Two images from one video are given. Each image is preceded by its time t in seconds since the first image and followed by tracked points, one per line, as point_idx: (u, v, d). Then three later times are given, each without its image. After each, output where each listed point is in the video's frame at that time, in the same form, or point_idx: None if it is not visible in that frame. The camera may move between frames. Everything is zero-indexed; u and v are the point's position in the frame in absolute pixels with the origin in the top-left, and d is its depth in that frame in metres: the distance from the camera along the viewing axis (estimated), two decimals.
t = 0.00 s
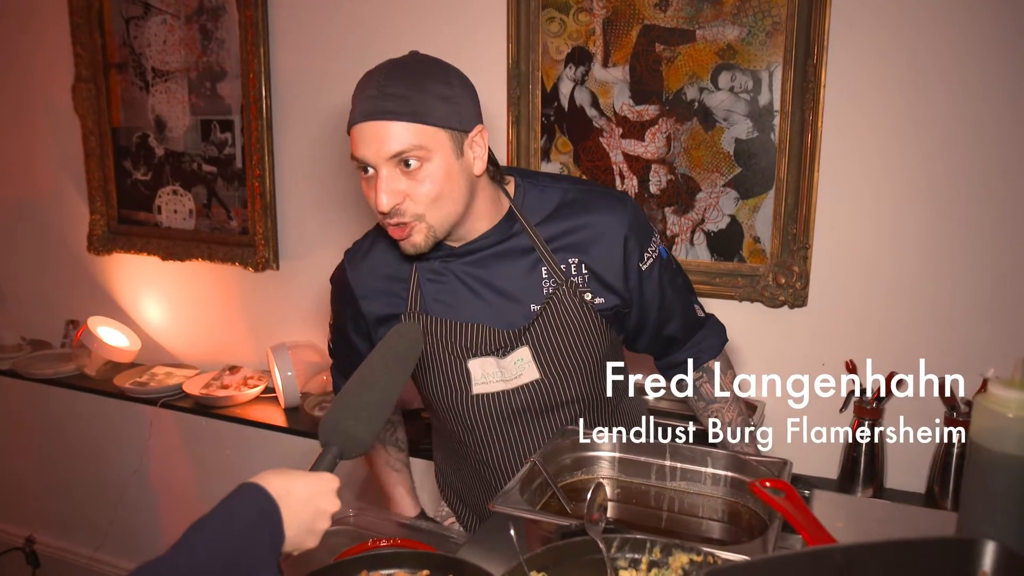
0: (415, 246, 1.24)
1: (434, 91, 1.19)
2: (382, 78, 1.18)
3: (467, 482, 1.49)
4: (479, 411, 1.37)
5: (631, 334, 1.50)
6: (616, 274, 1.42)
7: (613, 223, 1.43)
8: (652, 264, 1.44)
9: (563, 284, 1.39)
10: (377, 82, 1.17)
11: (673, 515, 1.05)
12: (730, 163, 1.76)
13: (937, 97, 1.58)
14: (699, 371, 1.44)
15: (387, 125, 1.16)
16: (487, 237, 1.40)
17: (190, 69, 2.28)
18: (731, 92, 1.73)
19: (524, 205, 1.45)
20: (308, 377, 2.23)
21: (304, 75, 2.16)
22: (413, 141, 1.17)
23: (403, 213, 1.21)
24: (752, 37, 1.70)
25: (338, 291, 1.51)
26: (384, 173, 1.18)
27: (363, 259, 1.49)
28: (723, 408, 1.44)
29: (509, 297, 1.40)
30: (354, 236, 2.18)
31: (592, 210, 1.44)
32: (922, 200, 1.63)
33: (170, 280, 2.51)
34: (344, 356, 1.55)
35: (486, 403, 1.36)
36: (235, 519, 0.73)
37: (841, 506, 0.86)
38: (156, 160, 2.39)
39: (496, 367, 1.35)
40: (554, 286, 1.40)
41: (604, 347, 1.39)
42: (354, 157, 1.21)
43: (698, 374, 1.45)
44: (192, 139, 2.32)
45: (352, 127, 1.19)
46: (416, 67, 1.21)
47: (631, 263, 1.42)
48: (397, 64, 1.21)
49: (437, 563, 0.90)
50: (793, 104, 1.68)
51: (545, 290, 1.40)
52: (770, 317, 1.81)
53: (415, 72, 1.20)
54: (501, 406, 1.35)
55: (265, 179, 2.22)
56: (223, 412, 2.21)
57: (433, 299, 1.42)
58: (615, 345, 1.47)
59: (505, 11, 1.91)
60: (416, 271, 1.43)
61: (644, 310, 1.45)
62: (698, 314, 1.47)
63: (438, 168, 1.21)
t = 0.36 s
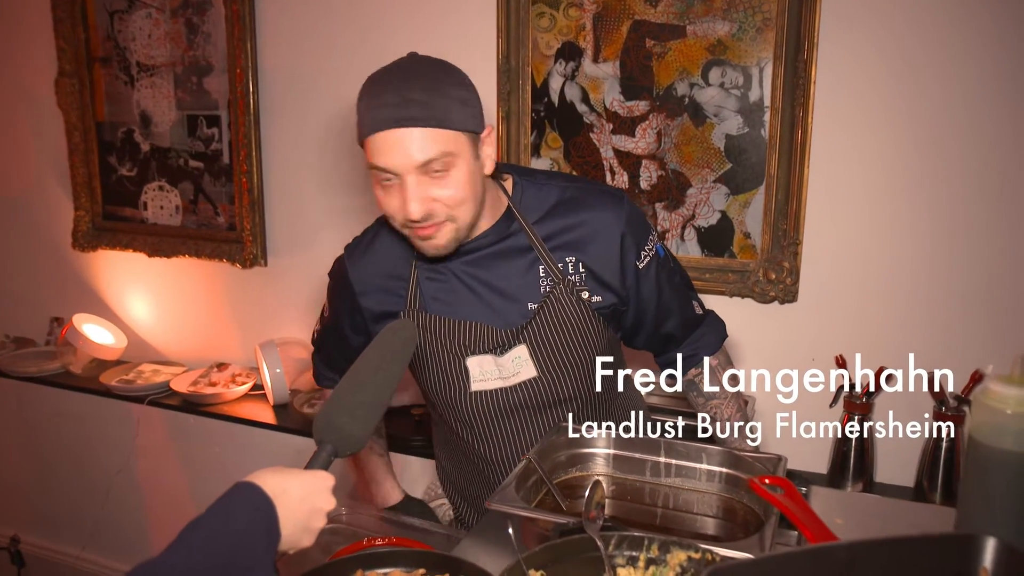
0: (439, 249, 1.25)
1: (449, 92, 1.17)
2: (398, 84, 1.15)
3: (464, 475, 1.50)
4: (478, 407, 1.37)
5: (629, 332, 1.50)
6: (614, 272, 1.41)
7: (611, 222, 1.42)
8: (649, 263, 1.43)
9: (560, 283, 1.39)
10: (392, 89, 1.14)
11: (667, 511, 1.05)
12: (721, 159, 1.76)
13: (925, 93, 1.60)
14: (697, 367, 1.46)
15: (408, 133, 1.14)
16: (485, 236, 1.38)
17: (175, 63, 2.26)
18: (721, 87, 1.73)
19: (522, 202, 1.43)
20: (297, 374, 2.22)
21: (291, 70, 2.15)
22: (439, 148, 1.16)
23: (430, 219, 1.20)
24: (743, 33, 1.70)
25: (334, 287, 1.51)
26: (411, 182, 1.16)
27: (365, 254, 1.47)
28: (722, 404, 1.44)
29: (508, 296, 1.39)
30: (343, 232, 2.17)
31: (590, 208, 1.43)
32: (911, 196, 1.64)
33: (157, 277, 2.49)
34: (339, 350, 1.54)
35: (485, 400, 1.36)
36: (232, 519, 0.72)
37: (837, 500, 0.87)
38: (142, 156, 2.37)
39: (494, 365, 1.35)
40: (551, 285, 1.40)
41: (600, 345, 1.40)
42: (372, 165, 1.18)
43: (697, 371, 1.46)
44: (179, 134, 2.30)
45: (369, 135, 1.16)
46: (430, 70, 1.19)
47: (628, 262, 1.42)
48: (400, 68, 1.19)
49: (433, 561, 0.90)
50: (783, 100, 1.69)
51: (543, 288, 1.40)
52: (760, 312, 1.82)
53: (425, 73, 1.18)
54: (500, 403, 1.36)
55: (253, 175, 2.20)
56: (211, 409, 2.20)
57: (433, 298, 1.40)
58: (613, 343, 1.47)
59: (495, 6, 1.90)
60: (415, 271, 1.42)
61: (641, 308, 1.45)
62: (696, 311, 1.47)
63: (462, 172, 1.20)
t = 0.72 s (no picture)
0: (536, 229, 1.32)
1: (517, 79, 1.21)
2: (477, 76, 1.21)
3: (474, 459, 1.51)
4: (494, 386, 1.40)
5: (644, 315, 1.49)
6: (626, 250, 1.42)
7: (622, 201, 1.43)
8: (659, 242, 1.42)
9: (573, 261, 1.41)
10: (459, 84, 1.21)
11: (668, 504, 1.05)
12: (719, 150, 1.75)
13: (924, 84, 1.59)
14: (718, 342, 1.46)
15: (512, 123, 1.20)
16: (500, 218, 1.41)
17: (169, 55, 2.24)
18: (719, 79, 1.73)
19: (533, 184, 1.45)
20: (293, 368, 2.19)
21: (286, 61, 2.13)
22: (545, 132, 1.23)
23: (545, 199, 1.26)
24: (742, 24, 1.69)
25: (347, 270, 1.52)
26: (531, 167, 1.22)
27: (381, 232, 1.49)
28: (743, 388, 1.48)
29: (523, 276, 1.42)
30: (340, 225, 2.16)
31: (601, 189, 1.44)
32: (909, 187, 1.64)
33: (151, 270, 2.47)
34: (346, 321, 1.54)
35: (501, 379, 1.40)
36: (234, 516, 0.71)
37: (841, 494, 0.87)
38: (136, 148, 2.35)
39: (510, 344, 1.38)
40: (565, 263, 1.42)
41: (612, 324, 1.43)
42: (480, 163, 1.23)
43: (716, 343, 1.46)
44: (173, 126, 2.28)
45: (484, 130, 1.20)
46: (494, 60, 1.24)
47: (638, 240, 1.42)
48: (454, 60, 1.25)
49: (436, 554, 0.89)
50: (782, 91, 1.68)
51: (556, 267, 1.42)
52: (758, 305, 1.82)
53: (482, 64, 1.22)
54: (516, 381, 1.39)
55: (248, 167, 2.18)
56: (206, 403, 2.18)
57: (449, 279, 1.43)
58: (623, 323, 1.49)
59: None
60: (430, 253, 1.45)
61: (652, 288, 1.44)
62: (710, 290, 1.44)
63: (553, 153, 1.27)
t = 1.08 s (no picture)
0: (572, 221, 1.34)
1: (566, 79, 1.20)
2: (519, 71, 1.21)
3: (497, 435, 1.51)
4: (529, 362, 1.41)
5: (694, 320, 1.47)
6: (675, 249, 1.42)
7: (675, 201, 1.42)
8: (711, 246, 1.41)
9: (621, 250, 1.41)
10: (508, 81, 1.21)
11: (669, 502, 1.06)
12: (718, 148, 1.75)
13: (922, 83, 1.60)
14: (768, 350, 1.42)
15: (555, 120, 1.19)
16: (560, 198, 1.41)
17: (165, 49, 2.22)
18: (718, 76, 1.73)
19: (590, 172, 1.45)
20: (290, 364, 2.18)
21: (283, 55, 2.12)
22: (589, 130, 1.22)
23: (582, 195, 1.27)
24: (741, 21, 1.69)
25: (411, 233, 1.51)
26: (571, 163, 1.22)
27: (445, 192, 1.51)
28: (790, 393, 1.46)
29: (571, 256, 1.42)
30: (337, 221, 2.15)
31: (657, 186, 1.44)
32: (907, 185, 1.65)
33: (147, 265, 2.46)
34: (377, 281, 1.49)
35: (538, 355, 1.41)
36: (246, 513, 0.72)
37: (845, 493, 0.88)
38: (131, 143, 2.34)
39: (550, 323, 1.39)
40: (613, 251, 1.42)
41: (652, 317, 1.43)
42: (523, 155, 1.23)
43: (764, 351, 1.42)
44: (168, 121, 2.26)
45: (530, 124, 1.20)
46: (541, 51, 1.23)
47: (690, 241, 1.41)
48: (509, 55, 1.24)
49: (438, 553, 0.89)
50: (781, 88, 1.68)
51: (604, 254, 1.42)
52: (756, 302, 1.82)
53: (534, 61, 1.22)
54: (552, 360, 1.40)
55: (244, 163, 2.17)
56: (202, 400, 2.17)
57: (501, 252, 1.43)
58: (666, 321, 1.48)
59: None
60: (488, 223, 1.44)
61: (701, 292, 1.43)
62: (763, 302, 1.43)
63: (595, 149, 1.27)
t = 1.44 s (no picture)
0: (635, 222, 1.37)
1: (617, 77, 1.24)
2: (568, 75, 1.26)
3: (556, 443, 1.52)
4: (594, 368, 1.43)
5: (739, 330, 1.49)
6: (733, 255, 1.44)
7: (732, 207, 1.45)
8: (763, 255, 1.44)
9: (683, 257, 1.44)
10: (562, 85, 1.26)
11: (655, 497, 1.06)
12: (698, 148, 1.78)
13: (896, 85, 1.63)
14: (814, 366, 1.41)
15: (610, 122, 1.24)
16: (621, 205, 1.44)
17: (144, 50, 2.21)
18: (698, 77, 1.75)
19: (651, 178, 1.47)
20: (272, 367, 2.18)
21: (263, 57, 2.12)
22: (647, 130, 1.26)
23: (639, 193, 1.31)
24: (719, 23, 1.71)
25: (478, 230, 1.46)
26: (629, 164, 1.27)
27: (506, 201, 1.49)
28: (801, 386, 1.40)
29: (635, 264, 1.44)
30: (320, 223, 2.16)
31: (718, 195, 1.46)
32: (883, 184, 1.68)
33: (126, 269, 2.44)
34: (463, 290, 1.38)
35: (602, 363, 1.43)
36: (256, 512, 0.75)
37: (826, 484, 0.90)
38: (110, 145, 2.32)
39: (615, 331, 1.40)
40: (674, 258, 1.44)
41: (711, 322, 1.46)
42: (579, 155, 1.28)
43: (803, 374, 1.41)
44: (148, 123, 2.25)
45: (585, 126, 1.25)
46: (586, 53, 1.28)
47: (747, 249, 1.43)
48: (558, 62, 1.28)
49: (426, 551, 0.90)
50: (758, 90, 1.71)
51: (665, 260, 1.44)
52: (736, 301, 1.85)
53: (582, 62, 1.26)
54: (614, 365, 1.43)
55: (225, 165, 2.17)
56: (183, 403, 2.16)
57: (566, 259, 1.44)
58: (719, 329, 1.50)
59: None
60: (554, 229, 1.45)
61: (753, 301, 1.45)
62: (807, 322, 1.42)
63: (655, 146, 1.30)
